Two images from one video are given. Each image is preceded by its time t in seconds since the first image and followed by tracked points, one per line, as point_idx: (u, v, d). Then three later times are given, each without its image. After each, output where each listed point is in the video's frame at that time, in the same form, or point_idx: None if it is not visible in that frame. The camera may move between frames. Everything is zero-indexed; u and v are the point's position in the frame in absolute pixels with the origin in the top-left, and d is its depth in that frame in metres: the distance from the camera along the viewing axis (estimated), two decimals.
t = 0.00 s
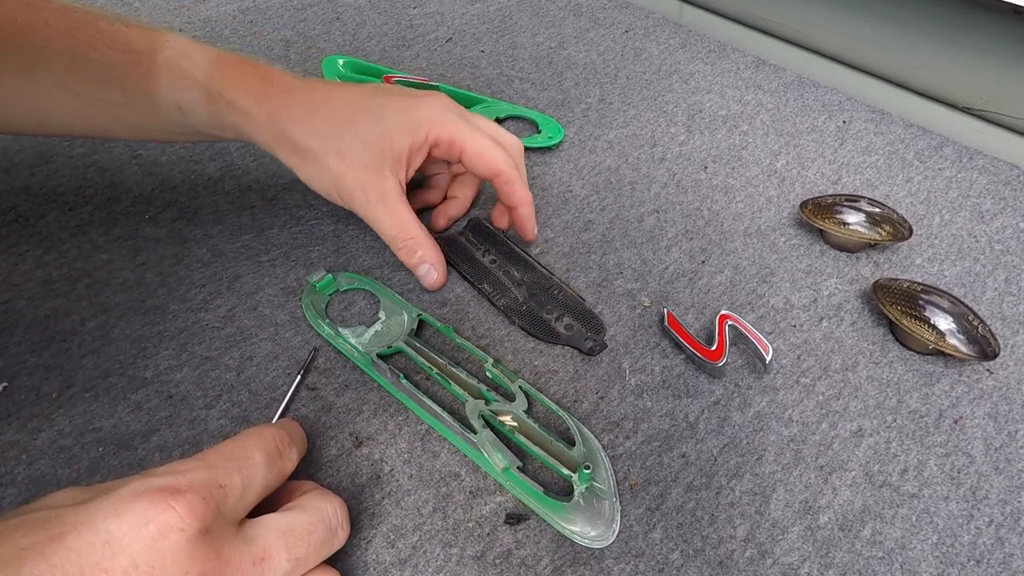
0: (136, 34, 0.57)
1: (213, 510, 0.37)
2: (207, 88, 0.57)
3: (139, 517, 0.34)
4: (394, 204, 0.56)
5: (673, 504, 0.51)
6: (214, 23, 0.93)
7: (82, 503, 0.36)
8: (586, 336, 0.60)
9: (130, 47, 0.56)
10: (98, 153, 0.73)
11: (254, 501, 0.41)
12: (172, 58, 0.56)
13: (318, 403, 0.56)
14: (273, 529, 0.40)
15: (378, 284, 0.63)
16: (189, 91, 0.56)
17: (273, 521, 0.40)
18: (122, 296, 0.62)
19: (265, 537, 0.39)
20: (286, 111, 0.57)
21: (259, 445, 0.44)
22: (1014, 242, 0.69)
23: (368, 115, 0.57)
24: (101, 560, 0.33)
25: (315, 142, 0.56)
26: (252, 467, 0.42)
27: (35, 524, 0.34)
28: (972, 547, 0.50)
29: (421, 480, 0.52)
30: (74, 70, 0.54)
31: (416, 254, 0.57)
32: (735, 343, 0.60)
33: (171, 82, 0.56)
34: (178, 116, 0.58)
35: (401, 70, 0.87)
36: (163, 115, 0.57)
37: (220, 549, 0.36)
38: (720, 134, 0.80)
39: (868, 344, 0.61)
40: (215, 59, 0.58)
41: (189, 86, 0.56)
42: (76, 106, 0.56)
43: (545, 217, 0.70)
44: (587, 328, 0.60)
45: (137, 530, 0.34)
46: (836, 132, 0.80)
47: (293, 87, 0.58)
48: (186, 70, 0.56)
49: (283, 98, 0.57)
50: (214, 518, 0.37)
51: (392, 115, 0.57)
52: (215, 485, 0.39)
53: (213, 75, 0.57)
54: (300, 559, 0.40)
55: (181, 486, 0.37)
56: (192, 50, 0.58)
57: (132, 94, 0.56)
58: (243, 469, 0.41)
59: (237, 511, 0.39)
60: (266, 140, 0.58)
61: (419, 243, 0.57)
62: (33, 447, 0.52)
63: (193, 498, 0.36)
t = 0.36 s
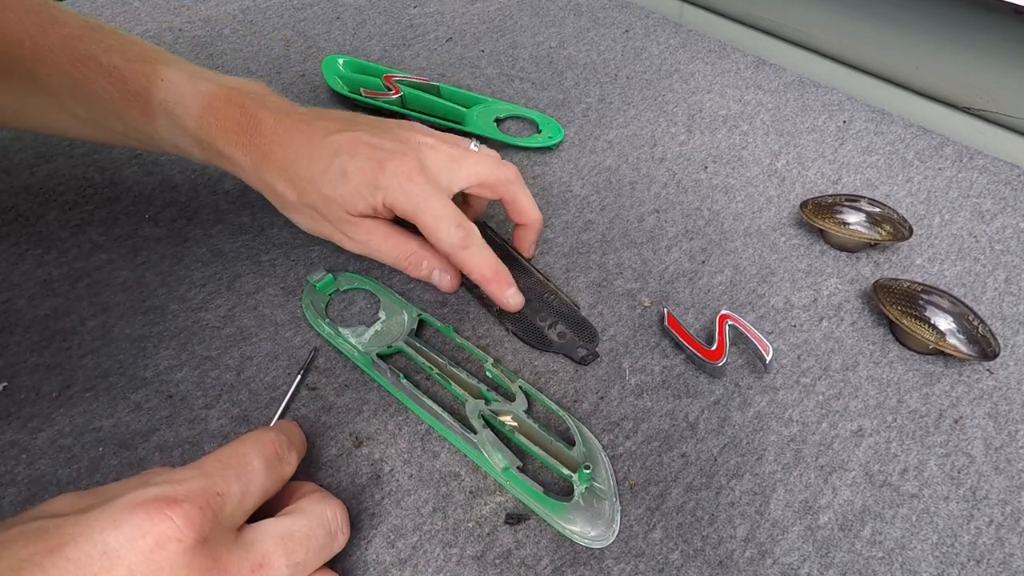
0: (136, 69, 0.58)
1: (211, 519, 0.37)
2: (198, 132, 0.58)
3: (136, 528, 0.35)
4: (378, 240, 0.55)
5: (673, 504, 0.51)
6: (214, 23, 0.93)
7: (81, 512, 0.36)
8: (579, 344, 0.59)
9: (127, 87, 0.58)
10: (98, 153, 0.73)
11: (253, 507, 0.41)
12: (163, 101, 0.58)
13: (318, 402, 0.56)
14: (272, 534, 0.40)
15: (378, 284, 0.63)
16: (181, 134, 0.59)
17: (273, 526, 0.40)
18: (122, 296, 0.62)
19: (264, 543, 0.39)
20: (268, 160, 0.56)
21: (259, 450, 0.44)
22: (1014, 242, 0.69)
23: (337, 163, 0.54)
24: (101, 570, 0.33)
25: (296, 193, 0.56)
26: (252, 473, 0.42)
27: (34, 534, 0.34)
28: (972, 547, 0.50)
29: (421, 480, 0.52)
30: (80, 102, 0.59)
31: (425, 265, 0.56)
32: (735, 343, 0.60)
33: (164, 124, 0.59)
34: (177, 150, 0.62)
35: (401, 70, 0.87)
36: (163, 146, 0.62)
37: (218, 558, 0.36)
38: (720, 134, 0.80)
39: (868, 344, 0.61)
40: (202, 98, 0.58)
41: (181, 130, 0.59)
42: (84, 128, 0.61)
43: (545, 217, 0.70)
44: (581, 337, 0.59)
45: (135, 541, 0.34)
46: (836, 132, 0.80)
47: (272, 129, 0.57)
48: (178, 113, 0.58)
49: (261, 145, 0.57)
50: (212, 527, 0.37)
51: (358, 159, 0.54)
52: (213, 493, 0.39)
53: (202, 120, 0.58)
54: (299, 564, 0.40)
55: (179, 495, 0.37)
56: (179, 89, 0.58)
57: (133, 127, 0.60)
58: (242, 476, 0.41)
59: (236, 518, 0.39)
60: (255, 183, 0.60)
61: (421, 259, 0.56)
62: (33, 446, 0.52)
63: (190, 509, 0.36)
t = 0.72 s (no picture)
0: (143, 72, 0.59)
1: (211, 522, 0.37)
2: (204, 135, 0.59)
3: (138, 531, 0.34)
4: (375, 244, 0.56)
5: (673, 504, 0.51)
6: (214, 23, 0.93)
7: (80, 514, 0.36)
8: (583, 343, 0.59)
9: (134, 89, 0.58)
10: (98, 153, 0.73)
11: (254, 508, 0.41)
12: (170, 104, 0.58)
13: (318, 402, 0.56)
14: (273, 536, 0.40)
15: (378, 284, 0.63)
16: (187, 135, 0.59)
17: (273, 527, 0.41)
18: (122, 296, 0.62)
19: (265, 545, 0.39)
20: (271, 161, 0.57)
21: (259, 452, 0.44)
22: (1014, 242, 0.69)
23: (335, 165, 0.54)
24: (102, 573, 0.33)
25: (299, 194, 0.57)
26: (252, 475, 0.42)
27: (35, 538, 0.34)
28: (972, 547, 0.50)
29: (421, 480, 0.52)
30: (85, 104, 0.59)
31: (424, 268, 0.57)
32: (735, 343, 0.60)
33: (170, 127, 0.59)
34: (182, 153, 0.62)
35: (401, 70, 0.87)
36: (169, 147, 0.62)
37: (219, 561, 0.36)
38: (720, 134, 0.80)
39: (868, 344, 0.61)
40: (208, 101, 0.59)
41: (187, 133, 0.59)
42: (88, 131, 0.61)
43: (545, 217, 0.70)
44: (584, 335, 0.59)
45: (137, 545, 0.34)
46: (835, 132, 0.80)
47: (275, 131, 0.57)
48: (184, 116, 0.58)
49: (265, 147, 0.57)
50: (213, 530, 0.37)
51: (353, 171, 0.53)
52: (214, 496, 0.38)
53: (208, 124, 0.58)
54: (300, 565, 0.41)
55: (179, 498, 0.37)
56: (186, 92, 0.58)
57: (138, 130, 0.60)
58: (242, 477, 0.41)
59: (237, 520, 0.39)
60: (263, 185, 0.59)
61: (422, 260, 0.56)
62: (33, 447, 0.52)
63: (191, 512, 0.36)
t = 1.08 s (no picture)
0: (145, 52, 0.59)
1: (212, 522, 0.37)
2: (206, 111, 0.58)
3: (138, 531, 0.34)
4: (375, 223, 0.55)
5: (673, 504, 0.51)
6: (214, 23, 0.93)
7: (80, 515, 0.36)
8: (584, 340, 0.59)
9: (136, 66, 0.58)
10: (98, 153, 0.73)
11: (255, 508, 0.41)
12: (174, 79, 0.58)
13: (318, 402, 0.56)
14: (274, 535, 0.40)
15: (378, 284, 0.63)
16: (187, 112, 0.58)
17: (274, 526, 0.41)
18: (122, 296, 0.62)
19: (266, 544, 0.39)
20: (274, 132, 0.57)
21: (259, 451, 0.44)
22: (1014, 242, 0.69)
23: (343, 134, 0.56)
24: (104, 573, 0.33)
25: (299, 166, 0.56)
26: (252, 475, 0.42)
27: (35, 538, 0.34)
28: (972, 547, 0.50)
29: (421, 479, 0.52)
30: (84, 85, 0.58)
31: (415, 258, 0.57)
32: (735, 343, 0.60)
33: (171, 104, 0.58)
34: (180, 134, 0.60)
35: (401, 70, 0.87)
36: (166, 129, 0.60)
37: (220, 560, 0.36)
38: (720, 133, 0.80)
39: (868, 343, 0.61)
40: (214, 78, 0.59)
41: (188, 109, 0.58)
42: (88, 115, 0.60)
43: (545, 217, 0.70)
44: (586, 332, 0.60)
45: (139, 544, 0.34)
46: (835, 132, 0.80)
47: (280, 105, 0.58)
48: (187, 91, 0.58)
49: (270, 120, 0.57)
50: (213, 529, 0.37)
51: (370, 136, 0.55)
52: (214, 496, 0.38)
53: (213, 99, 0.58)
54: (300, 565, 0.41)
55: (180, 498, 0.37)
56: (188, 69, 0.58)
57: (137, 109, 0.59)
58: (243, 477, 0.41)
59: (237, 519, 0.39)
60: (263, 162, 0.59)
61: (415, 250, 0.56)
62: (33, 447, 0.52)
63: (191, 512, 0.36)
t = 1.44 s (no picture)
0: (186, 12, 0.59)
1: (211, 525, 0.37)
2: (243, 61, 0.57)
3: (137, 534, 0.34)
4: (397, 158, 0.51)
5: (673, 504, 0.51)
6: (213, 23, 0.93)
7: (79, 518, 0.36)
8: (575, 291, 0.53)
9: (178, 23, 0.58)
10: (98, 153, 0.73)
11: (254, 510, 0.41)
12: (210, 32, 0.58)
13: (318, 402, 0.56)
14: (273, 537, 0.40)
15: (378, 284, 0.63)
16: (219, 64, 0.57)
17: (273, 528, 0.41)
18: (122, 296, 0.62)
19: (265, 546, 0.39)
20: (309, 74, 0.55)
21: (259, 453, 0.44)
22: (1014, 243, 0.69)
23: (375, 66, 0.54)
24: None
25: (329, 105, 0.54)
26: (252, 477, 0.42)
27: (34, 542, 0.34)
28: (972, 547, 0.50)
29: (421, 480, 0.52)
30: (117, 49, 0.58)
31: (446, 199, 0.50)
32: (735, 343, 0.60)
33: (208, 54, 0.57)
34: (214, 89, 0.59)
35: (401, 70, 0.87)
36: (202, 87, 0.59)
37: (220, 563, 0.36)
38: (720, 134, 0.80)
39: (868, 344, 0.61)
40: (253, 33, 0.59)
41: (224, 58, 0.57)
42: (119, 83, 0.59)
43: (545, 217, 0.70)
44: (580, 286, 0.53)
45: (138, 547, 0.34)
46: (835, 132, 0.80)
47: (317, 52, 0.57)
48: (225, 41, 0.57)
49: (306, 65, 0.56)
50: (213, 532, 0.37)
51: (404, 69, 0.53)
52: (213, 498, 0.38)
53: (248, 47, 0.57)
54: (300, 566, 0.41)
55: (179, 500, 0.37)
56: (228, 26, 0.58)
57: (173, 64, 0.58)
58: (243, 478, 0.41)
59: (237, 522, 0.39)
60: (296, 109, 0.57)
61: (444, 188, 0.50)
62: (33, 447, 0.52)
63: (190, 514, 0.36)
